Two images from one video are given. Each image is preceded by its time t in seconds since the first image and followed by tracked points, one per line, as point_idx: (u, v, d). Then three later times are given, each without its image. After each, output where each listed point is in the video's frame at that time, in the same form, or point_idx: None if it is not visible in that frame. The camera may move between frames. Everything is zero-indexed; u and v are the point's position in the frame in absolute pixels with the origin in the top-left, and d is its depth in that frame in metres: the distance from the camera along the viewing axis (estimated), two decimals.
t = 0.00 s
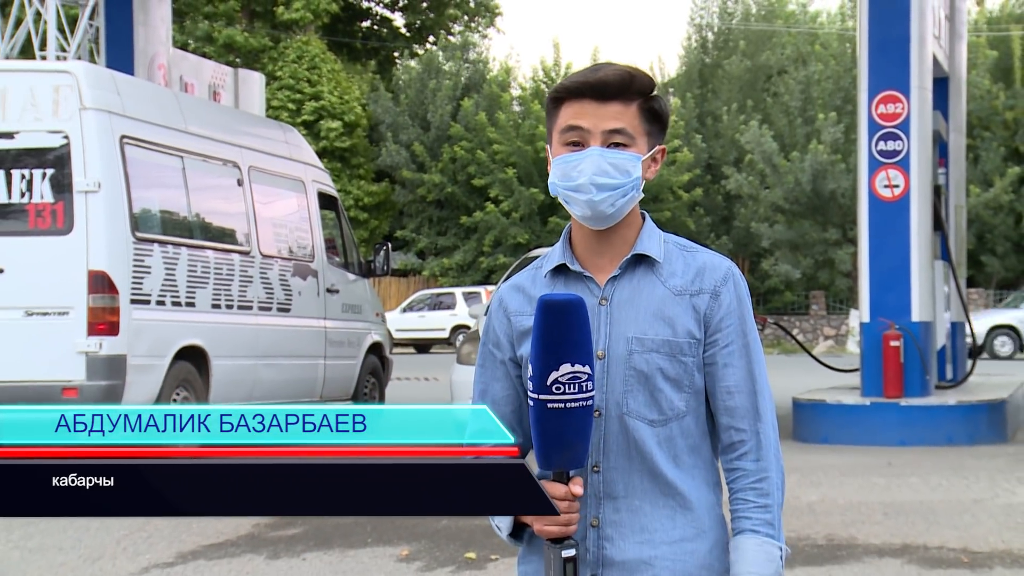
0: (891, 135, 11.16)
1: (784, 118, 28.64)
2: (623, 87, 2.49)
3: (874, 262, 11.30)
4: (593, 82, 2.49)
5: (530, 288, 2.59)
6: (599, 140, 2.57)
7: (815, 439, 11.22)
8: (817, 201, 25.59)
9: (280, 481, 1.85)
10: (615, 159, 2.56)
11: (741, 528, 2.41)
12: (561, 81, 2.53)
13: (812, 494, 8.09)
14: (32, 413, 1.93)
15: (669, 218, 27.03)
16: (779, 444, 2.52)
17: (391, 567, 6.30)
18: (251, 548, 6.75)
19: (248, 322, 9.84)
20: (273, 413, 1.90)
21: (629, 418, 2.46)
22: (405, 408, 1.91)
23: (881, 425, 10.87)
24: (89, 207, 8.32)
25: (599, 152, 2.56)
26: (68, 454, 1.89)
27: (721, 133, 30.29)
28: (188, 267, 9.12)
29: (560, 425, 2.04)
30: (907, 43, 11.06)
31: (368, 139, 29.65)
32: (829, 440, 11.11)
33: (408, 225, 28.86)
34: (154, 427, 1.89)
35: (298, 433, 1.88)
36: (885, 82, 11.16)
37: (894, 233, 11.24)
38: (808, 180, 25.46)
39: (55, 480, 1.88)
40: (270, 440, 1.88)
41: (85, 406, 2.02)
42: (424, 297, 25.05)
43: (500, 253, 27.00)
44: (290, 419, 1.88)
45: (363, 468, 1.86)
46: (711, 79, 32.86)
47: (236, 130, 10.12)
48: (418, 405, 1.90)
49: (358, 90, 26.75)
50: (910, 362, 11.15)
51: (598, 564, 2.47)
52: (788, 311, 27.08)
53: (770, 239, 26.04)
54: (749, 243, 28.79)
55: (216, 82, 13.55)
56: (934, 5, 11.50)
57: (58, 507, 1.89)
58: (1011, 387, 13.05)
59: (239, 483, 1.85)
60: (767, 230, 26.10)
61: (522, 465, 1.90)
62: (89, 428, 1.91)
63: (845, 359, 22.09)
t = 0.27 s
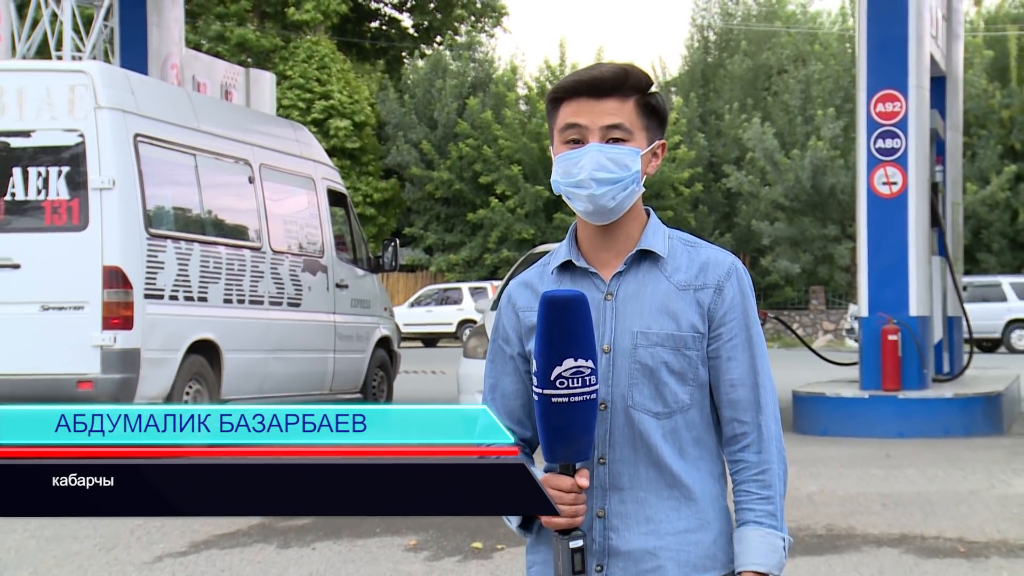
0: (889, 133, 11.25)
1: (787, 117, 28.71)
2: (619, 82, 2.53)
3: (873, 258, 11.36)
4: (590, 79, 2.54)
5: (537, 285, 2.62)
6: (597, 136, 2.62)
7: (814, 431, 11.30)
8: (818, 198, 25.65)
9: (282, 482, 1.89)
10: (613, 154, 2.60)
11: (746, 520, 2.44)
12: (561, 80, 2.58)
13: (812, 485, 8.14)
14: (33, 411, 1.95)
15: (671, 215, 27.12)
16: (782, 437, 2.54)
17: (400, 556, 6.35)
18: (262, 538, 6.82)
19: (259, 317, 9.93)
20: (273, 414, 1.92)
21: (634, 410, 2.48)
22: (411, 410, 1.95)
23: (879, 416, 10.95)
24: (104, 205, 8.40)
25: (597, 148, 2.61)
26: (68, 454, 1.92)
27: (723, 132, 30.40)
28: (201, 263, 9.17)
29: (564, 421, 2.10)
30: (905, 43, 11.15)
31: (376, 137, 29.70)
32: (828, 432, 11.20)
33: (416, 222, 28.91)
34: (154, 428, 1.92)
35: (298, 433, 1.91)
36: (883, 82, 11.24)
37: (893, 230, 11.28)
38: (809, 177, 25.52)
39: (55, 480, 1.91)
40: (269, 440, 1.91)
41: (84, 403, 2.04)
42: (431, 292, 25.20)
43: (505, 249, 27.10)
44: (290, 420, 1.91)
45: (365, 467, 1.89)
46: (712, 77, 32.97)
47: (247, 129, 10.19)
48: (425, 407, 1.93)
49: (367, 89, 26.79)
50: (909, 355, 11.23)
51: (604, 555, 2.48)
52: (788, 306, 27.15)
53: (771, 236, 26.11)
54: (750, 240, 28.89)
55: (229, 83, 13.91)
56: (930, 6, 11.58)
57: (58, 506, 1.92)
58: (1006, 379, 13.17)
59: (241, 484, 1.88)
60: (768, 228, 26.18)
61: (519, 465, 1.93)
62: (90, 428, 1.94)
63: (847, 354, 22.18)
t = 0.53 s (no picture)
0: (887, 133, 11.30)
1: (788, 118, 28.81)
2: (632, 87, 2.50)
3: (871, 256, 11.42)
4: (601, 81, 2.51)
5: (541, 282, 2.63)
6: (609, 140, 2.59)
7: (814, 426, 11.36)
8: (818, 198, 25.73)
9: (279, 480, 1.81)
10: (625, 158, 2.56)
11: (754, 510, 2.42)
12: (572, 82, 2.55)
13: (811, 480, 8.18)
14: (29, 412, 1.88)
15: (673, 215, 27.24)
16: (785, 432, 2.53)
17: (406, 549, 6.39)
18: (271, 531, 6.87)
19: (268, 314, 10.01)
20: (273, 413, 1.86)
21: (638, 406, 2.46)
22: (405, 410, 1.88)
23: (878, 412, 11.01)
24: (116, 204, 8.46)
25: (610, 151, 2.57)
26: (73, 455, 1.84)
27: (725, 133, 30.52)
28: (211, 261, 9.24)
29: (572, 418, 2.12)
30: (904, 44, 11.20)
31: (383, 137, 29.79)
32: (828, 427, 11.25)
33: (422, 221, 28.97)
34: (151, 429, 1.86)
35: (297, 433, 1.84)
36: (881, 83, 11.30)
37: (892, 229, 11.32)
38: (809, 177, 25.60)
39: (53, 480, 1.83)
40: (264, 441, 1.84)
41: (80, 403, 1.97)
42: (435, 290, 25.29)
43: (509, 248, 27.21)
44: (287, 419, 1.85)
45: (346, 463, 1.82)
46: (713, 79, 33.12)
47: (256, 129, 10.26)
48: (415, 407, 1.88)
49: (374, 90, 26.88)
50: (906, 351, 11.29)
51: (609, 549, 2.46)
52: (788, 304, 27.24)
53: (771, 235, 26.20)
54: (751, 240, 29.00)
55: (237, 83, 14.43)
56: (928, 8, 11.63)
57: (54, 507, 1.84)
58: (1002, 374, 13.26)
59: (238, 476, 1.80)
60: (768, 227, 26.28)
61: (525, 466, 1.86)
62: (90, 427, 1.87)
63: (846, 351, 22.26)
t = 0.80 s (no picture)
0: (886, 135, 11.33)
1: (788, 120, 28.91)
2: (642, 91, 2.54)
3: (869, 256, 11.48)
4: (611, 85, 2.55)
5: (545, 281, 2.65)
6: (617, 142, 2.63)
7: (813, 422, 11.46)
8: (817, 198, 25.83)
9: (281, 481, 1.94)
10: (632, 160, 2.60)
11: (754, 510, 2.46)
12: (579, 84, 2.58)
13: (811, 474, 8.23)
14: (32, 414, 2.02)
15: (674, 216, 27.34)
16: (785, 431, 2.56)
17: (413, 543, 6.45)
18: (280, 524, 6.94)
19: (278, 312, 10.08)
20: (272, 415, 1.99)
21: (642, 405, 2.49)
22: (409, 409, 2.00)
23: (877, 408, 11.12)
24: (130, 204, 8.53)
25: (616, 153, 2.61)
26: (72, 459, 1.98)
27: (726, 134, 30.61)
28: (222, 260, 9.31)
29: (583, 417, 2.15)
30: (902, 46, 11.24)
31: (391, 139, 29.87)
32: (828, 423, 11.35)
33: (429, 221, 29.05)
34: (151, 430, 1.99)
35: (296, 434, 1.97)
36: (879, 85, 11.33)
37: (890, 229, 11.38)
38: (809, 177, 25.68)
39: (54, 479, 1.97)
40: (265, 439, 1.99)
41: (84, 404, 2.11)
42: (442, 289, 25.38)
43: (513, 247, 27.31)
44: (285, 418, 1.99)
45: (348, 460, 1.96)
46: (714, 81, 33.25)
47: (265, 130, 10.35)
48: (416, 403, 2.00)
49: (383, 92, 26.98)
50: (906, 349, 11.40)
51: (613, 543, 2.48)
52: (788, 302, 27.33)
53: (771, 236, 26.29)
54: (751, 239, 29.11)
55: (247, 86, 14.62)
56: (926, 11, 11.67)
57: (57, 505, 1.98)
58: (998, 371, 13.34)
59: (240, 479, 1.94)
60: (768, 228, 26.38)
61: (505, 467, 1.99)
62: (90, 428, 2.00)
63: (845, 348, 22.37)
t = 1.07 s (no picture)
0: (884, 135, 11.40)
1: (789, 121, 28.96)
2: (653, 92, 2.60)
3: (869, 254, 11.58)
4: (623, 85, 2.61)
5: (549, 279, 2.70)
6: (626, 141, 2.68)
7: (812, 417, 11.44)
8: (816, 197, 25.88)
9: (283, 482, 2.34)
10: (641, 160, 2.65)
11: (749, 505, 2.52)
12: (589, 83, 2.65)
13: (810, 468, 8.29)
14: (37, 414, 2.41)
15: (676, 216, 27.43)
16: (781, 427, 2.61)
17: (421, 535, 6.51)
18: (287, 518, 7.01)
19: (288, 309, 10.15)
20: (269, 416, 2.40)
21: (644, 402, 2.54)
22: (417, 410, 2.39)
23: (875, 404, 11.12)
24: (143, 205, 8.60)
25: (626, 152, 2.66)
26: (68, 455, 2.38)
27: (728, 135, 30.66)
28: (234, 258, 9.38)
29: (583, 414, 2.20)
30: (900, 48, 11.30)
31: (399, 139, 29.95)
32: (827, 418, 11.34)
33: (436, 220, 29.12)
34: (151, 427, 2.39)
35: (278, 434, 2.38)
36: (877, 86, 11.41)
37: (887, 230, 11.50)
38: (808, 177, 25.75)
39: (56, 480, 2.36)
40: (270, 437, 2.38)
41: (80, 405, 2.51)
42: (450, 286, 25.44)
43: (519, 246, 27.40)
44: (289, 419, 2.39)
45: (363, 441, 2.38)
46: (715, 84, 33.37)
47: (277, 131, 10.45)
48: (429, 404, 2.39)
49: (390, 94, 27.13)
50: (902, 345, 11.44)
51: (614, 537, 2.54)
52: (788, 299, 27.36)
53: (771, 235, 26.35)
54: (751, 237, 29.18)
55: (258, 88, 14.68)
56: (924, 13, 11.75)
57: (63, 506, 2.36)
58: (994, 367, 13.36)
59: (244, 480, 2.34)
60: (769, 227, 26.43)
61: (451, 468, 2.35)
62: (89, 428, 2.41)
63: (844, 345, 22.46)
